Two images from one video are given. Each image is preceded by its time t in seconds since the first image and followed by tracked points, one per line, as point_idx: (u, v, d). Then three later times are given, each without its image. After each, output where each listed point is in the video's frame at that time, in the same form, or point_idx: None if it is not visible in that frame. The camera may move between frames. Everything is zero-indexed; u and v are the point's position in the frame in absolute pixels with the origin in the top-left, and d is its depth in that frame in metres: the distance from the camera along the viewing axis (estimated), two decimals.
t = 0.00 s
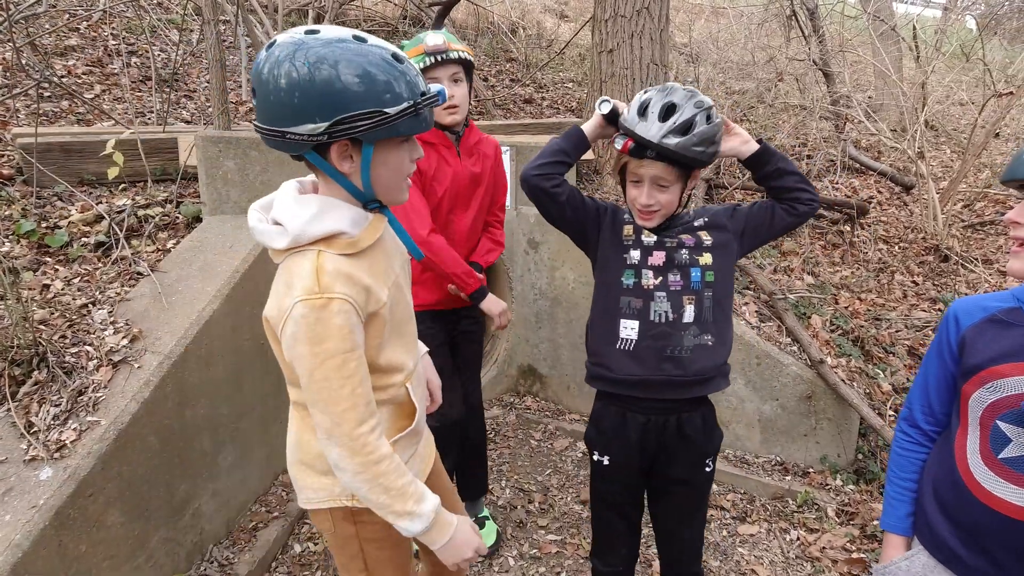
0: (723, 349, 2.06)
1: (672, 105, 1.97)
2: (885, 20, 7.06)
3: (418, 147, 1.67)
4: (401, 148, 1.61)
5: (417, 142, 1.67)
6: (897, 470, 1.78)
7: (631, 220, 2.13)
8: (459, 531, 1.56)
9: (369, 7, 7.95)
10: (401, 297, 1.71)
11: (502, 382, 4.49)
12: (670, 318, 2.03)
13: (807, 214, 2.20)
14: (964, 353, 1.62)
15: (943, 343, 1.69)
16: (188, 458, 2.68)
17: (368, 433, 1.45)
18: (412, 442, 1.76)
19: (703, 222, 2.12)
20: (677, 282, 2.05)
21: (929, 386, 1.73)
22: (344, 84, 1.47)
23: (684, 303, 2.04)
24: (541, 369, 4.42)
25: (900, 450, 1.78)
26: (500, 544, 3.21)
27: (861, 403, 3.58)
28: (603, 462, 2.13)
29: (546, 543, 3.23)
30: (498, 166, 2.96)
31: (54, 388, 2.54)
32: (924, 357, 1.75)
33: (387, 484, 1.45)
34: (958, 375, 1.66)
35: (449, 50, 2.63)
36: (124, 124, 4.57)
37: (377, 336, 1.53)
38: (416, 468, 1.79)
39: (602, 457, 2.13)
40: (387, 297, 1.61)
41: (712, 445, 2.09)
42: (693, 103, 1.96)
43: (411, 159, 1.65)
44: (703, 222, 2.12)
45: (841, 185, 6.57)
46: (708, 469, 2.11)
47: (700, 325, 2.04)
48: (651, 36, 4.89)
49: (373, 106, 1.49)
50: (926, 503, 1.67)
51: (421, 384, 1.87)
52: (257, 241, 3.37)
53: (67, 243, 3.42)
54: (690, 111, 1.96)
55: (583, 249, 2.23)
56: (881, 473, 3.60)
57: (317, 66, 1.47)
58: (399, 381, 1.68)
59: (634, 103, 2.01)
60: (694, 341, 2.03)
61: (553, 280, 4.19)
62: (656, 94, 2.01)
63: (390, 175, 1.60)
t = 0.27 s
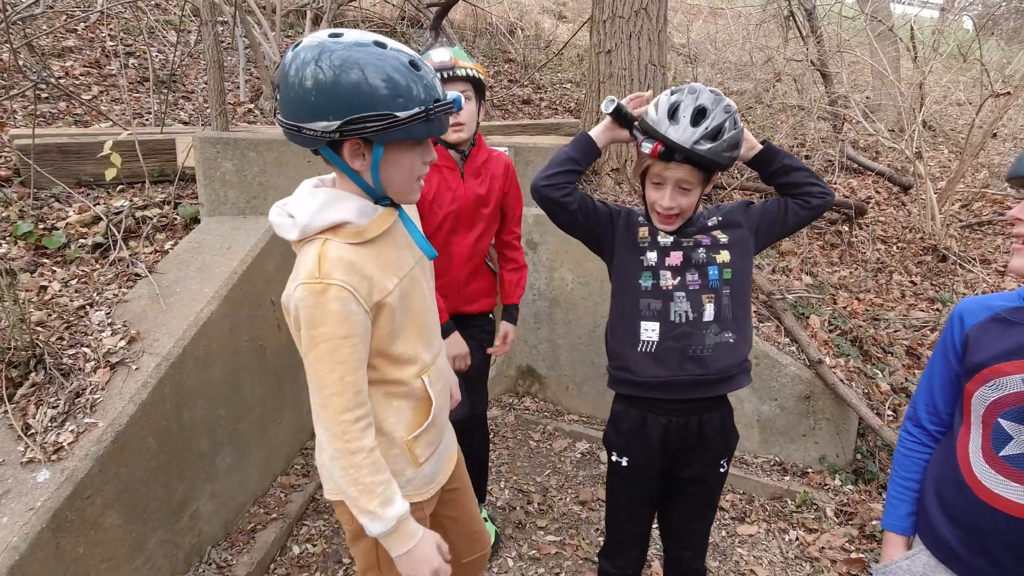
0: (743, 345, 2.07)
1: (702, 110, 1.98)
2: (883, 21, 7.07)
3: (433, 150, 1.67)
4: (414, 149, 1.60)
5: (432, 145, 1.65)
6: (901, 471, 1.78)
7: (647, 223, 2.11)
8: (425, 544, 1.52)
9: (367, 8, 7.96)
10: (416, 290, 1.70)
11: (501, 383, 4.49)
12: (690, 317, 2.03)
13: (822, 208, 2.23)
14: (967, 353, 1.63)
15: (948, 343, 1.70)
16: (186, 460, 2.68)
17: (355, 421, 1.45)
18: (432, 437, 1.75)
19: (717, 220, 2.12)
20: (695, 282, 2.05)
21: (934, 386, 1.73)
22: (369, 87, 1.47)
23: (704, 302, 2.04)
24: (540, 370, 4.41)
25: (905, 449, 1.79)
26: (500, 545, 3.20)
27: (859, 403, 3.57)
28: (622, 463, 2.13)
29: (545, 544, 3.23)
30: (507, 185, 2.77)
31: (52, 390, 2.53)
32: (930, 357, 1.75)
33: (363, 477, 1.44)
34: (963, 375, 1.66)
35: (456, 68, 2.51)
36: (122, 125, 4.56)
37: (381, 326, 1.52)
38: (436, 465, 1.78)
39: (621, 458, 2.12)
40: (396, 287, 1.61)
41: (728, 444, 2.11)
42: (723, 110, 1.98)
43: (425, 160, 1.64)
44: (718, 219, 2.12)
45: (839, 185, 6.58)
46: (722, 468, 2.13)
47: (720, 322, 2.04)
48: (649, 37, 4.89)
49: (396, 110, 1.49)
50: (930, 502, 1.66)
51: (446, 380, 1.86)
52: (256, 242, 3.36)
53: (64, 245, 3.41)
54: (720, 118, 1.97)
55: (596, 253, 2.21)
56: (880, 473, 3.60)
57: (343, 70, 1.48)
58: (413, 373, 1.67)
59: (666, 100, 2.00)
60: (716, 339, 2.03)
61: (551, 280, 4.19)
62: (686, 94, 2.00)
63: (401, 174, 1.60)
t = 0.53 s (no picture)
0: (751, 343, 2.08)
1: (718, 118, 1.97)
2: (879, 21, 7.09)
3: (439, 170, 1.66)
4: (418, 164, 1.59)
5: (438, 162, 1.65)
6: (904, 473, 1.78)
7: (656, 224, 2.10)
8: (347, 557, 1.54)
9: (364, 9, 7.96)
10: (404, 297, 1.69)
11: (499, 384, 4.49)
12: (700, 317, 2.02)
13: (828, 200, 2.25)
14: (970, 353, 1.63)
15: (950, 345, 1.70)
16: (183, 463, 2.67)
17: (318, 424, 1.46)
18: (423, 445, 1.73)
19: (725, 220, 2.10)
20: (704, 283, 2.04)
21: (935, 387, 1.73)
22: (387, 100, 1.47)
23: (713, 302, 2.04)
24: (538, 371, 4.41)
25: (907, 451, 1.79)
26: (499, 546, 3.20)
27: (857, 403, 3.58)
28: (627, 464, 2.13)
29: (544, 545, 3.22)
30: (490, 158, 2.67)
31: (47, 393, 2.51)
32: (932, 359, 1.75)
33: (312, 482, 1.45)
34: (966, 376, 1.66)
35: (446, 43, 2.49)
36: (118, 126, 4.55)
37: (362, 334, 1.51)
38: (427, 473, 1.76)
39: (628, 459, 2.11)
40: (382, 295, 1.60)
41: (733, 444, 2.11)
42: (740, 121, 1.98)
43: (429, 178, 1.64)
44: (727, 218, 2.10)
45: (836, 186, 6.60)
46: (727, 468, 2.13)
47: (729, 322, 2.04)
48: (645, 38, 4.90)
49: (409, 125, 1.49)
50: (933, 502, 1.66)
51: (442, 390, 1.83)
52: (253, 244, 3.36)
53: (60, 247, 3.40)
54: (735, 127, 1.96)
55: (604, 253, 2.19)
56: (878, 473, 3.59)
57: (361, 81, 1.47)
58: (399, 380, 1.65)
59: (682, 109, 1.97)
60: (725, 339, 2.03)
61: (549, 281, 4.19)
62: (702, 103, 1.98)
63: (402, 189, 1.60)
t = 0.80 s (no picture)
0: (752, 342, 2.07)
1: (724, 106, 1.96)
2: (876, 20, 7.09)
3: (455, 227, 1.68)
4: (438, 214, 1.60)
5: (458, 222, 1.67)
6: (904, 476, 1.77)
7: (660, 221, 2.10)
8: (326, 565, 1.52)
9: (361, 9, 7.95)
10: (394, 310, 1.70)
11: (497, 384, 4.48)
12: (701, 317, 2.01)
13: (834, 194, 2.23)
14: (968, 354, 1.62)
15: (948, 347, 1.69)
16: (179, 464, 2.65)
17: (299, 431, 1.44)
18: (390, 453, 1.74)
19: (729, 219, 2.10)
20: (707, 282, 2.03)
21: (935, 390, 1.72)
22: (436, 129, 1.47)
23: (716, 301, 2.03)
24: (536, 370, 4.40)
25: (909, 455, 1.78)
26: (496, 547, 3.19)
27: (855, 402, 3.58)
28: (627, 464, 2.12)
29: (542, 545, 3.22)
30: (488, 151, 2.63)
31: (42, 394, 2.50)
32: (931, 361, 1.75)
33: (285, 492, 1.42)
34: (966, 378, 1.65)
35: (453, 45, 2.56)
36: (113, 126, 4.53)
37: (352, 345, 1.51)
38: (393, 482, 1.76)
39: (628, 459, 2.11)
40: (376, 307, 1.60)
41: (734, 444, 2.11)
42: (743, 107, 1.97)
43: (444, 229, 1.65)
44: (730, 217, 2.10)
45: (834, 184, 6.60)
46: (727, 468, 2.13)
47: (731, 322, 2.04)
48: (643, 37, 4.89)
49: (453, 162, 1.50)
50: (935, 503, 1.66)
51: (414, 401, 1.84)
52: (249, 244, 3.34)
53: (55, 247, 3.38)
54: (740, 115, 1.96)
55: (608, 249, 2.18)
56: (876, 472, 3.59)
57: (425, 126, 1.48)
58: (376, 391, 1.65)
59: (687, 97, 1.96)
60: (726, 338, 2.02)
61: (547, 281, 4.18)
62: (707, 91, 1.97)
63: (417, 227, 1.60)
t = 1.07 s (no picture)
0: (751, 338, 2.07)
1: (739, 104, 1.99)
2: (873, 18, 7.09)
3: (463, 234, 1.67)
4: (447, 221, 1.60)
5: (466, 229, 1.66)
6: (900, 490, 1.70)
7: (660, 219, 2.09)
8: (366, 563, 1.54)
9: (358, 8, 7.94)
10: (399, 313, 1.71)
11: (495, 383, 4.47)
12: (700, 315, 2.01)
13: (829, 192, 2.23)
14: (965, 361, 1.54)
15: (938, 355, 1.60)
16: (176, 465, 2.64)
17: (323, 436, 1.43)
18: (391, 455, 1.73)
19: (727, 213, 2.10)
20: (705, 280, 2.03)
21: (925, 399, 1.64)
22: (449, 137, 1.47)
23: (714, 299, 2.02)
24: (534, 370, 4.40)
25: (903, 467, 1.70)
26: (494, 547, 3.18)
27: (853, 400, 3.58)
28: (626, 466, 2.12)
29: (541, 545, 3.22)
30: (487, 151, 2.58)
31: (38, 396, 2.49)
32: (916, 369, 1.66)
33: (316, 498, 1.42)
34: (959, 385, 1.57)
35: (455, 44, 2.56)
36: (109, 126, 4.51)
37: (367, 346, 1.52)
38: (394, 482, 1.76)
39: (626, 460, 2.11)
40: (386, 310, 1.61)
41: (732, 443, 2.11)
42: (758, 108, 2.01)
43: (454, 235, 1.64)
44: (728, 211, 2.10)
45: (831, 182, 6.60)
46: (726, 468, 2.13)
47: (729, 320, 2.03)
48: (640, 35, 4.88)
49: (465, 169, 1.50)
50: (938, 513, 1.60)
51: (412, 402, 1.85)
52: (246, 244, 3.33)
53: (51, 248, 3.37)
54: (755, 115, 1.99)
55: (605, 248, 2.17)
56: (874, 469, 3.59)
57: (438, 133, 1.48)
58: (382, 394, 1.66)
59: (704, 91, 1.97)
60: (724, 336, 2.02)
61: (545, 280, 4.18)
62: (723, 88, 1.99)
63: (427, 230, 1.59)
